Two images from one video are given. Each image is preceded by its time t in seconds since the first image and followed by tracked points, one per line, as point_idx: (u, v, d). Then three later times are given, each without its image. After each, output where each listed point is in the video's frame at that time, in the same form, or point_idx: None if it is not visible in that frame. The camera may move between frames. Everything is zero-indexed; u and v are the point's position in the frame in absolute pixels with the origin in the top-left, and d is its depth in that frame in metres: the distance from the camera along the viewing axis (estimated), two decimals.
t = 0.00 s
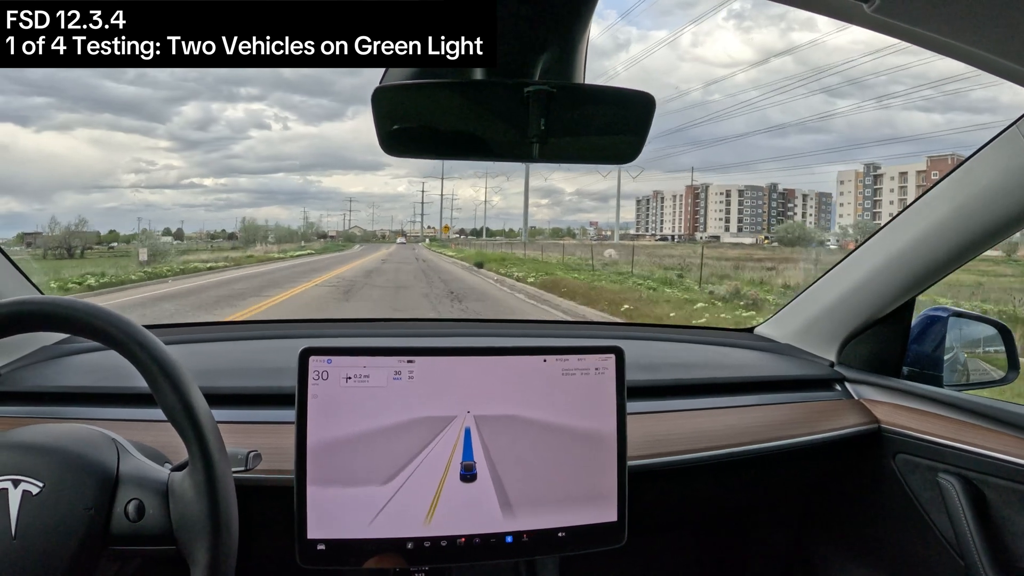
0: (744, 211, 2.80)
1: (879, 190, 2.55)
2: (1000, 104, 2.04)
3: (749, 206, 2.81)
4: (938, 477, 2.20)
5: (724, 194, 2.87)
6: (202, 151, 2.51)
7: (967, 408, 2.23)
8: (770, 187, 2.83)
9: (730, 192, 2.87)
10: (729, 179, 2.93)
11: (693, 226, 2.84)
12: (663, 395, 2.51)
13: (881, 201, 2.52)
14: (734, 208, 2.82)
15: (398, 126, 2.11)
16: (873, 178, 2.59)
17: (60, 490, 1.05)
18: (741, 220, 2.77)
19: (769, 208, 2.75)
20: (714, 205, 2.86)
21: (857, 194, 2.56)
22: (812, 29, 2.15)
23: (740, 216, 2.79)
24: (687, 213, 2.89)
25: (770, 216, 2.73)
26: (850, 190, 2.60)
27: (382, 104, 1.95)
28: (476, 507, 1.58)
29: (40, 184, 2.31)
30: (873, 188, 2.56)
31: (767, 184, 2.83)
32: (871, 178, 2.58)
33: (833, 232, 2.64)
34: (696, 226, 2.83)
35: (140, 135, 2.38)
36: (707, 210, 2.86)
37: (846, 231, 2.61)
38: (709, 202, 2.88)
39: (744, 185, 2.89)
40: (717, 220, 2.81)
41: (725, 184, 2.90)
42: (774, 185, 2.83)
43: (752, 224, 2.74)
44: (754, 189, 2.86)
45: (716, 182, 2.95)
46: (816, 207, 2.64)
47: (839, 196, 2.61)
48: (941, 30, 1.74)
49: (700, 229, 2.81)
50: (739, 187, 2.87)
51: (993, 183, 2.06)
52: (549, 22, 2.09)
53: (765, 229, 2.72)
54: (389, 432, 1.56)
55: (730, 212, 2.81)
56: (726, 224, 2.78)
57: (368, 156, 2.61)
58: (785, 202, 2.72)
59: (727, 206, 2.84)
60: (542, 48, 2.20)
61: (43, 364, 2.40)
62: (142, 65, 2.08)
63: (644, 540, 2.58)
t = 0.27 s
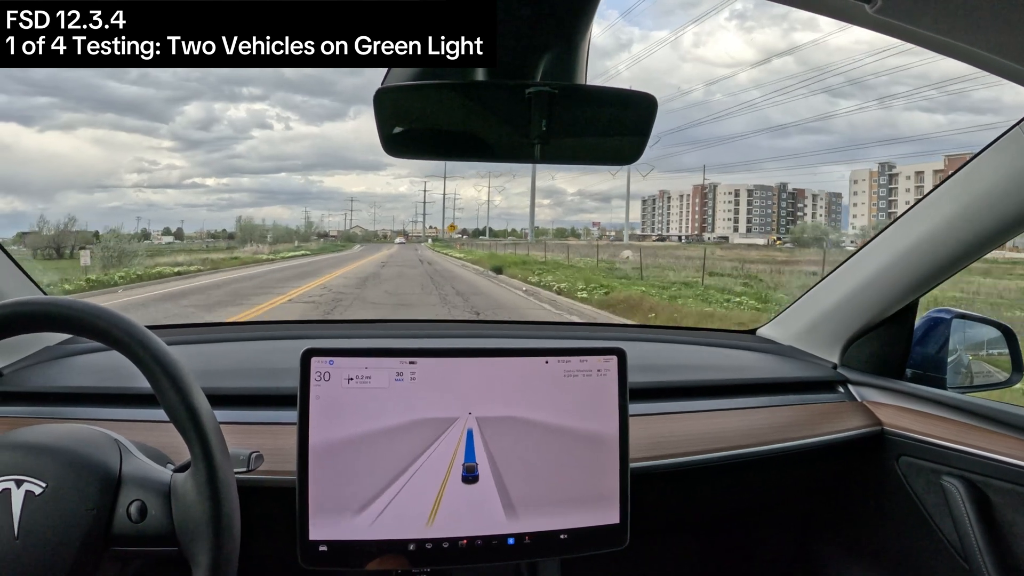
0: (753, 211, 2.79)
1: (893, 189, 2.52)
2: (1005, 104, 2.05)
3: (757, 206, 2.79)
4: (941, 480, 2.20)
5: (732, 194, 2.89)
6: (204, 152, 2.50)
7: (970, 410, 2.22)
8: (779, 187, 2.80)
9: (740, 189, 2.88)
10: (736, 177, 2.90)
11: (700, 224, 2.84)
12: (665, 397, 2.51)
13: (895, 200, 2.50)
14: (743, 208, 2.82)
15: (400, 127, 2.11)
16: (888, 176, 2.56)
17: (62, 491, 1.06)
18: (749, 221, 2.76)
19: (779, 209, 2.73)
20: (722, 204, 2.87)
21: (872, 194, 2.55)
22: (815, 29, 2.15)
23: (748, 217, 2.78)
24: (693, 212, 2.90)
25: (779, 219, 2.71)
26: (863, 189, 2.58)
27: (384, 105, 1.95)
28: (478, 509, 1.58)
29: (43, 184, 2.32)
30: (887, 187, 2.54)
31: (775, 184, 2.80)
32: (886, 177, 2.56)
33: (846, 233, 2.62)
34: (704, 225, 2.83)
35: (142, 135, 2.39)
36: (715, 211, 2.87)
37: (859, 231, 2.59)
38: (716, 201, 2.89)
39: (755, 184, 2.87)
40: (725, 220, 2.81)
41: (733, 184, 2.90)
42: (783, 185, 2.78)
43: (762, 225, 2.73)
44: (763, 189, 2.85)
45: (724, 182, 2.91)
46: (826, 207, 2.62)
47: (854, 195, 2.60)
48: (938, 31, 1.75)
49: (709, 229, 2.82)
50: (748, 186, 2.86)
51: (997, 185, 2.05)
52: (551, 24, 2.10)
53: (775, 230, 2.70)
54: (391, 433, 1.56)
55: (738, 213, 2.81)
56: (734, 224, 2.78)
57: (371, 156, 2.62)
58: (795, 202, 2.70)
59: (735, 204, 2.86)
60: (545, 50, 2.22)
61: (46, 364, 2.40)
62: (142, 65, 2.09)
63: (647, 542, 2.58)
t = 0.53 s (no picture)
0: (761, 212, 2.76)
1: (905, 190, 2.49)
2: (1008, 104, 2.03)
3: (766, 206, 2.77)
4: (944, 482, 2.19)
5: (740, 194, 2.84)
6: (205, 152, 2.51)
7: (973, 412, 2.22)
8: (787, 187, 2.78)
9: (747, 190, 2.83)
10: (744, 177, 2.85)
11: (706, 226, 2.83)
12: (668, 398, 2.51)
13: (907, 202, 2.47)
14: (750, 209, 2.79)
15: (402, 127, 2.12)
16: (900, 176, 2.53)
17: (66, 492, 1.06)
18: (757, 221, 2.76)
19: (787, 209, 2.71)
20: (730, 205, 2.83)
21: (884, 194, 2.54)
22: (817, 29, 2.15)
23: (756, 216, 2.76)
24: (700, 214, 2.87)
25: (787, 220, 2.69)
26: (875, 190, 2.56)
27: (387, 105, 1.95)
28: (480, 510, 1.58)
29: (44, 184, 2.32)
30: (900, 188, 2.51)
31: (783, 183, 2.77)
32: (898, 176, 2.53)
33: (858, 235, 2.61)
34: (710, 227, 2.82)
35: (144, 135, 2.39)
36: (722, 211, 2.84)
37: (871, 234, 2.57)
38: (723, 202, 2.85)
39: (764, 183, 2.82)
40: (732, 221, 2.80)
41: (741, 183, 2.85)
42: (792, 185, 2.76)
43: (770, 227, 2.72)
44: (771, 188, 2.82)
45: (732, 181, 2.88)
46: (835, 207, 2.62)
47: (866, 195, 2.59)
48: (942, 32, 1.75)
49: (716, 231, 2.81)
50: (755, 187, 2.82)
51: (1000, 186, 2.05)
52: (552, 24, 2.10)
53: (783, 233, 2.68)
54: (394, 434, 1.56)
55: (746, 213, 2.79)
56: (742, 225, 2.78)
57: (372, 156, 2.65)
58: (803, 203, 2.69)
59: (742, 206, 2.81)
60: (546, 50, 2.23)
61: (49, 364, 2.41)
62: (142, 66, 2.09)
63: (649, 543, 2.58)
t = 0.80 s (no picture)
0: (771, 211, 2.75)
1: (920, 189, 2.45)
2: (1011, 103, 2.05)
3: (775, 206, 2.75)
4: (948, 483, 2.18)
5: (749, 193, 2.85)
6: (207, 152, 2.51)
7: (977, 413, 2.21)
8: (797, 186, 2.77)
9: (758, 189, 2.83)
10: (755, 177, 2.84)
11: (715, 226, 2.82)
12: (670, 399, 2.51)
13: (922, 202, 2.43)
14: (760, 208, 2.78)
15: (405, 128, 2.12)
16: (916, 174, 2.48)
17: (69, 492, 1.06)
18: (767, 221, 2.75)
19: (798, 208, 2.72)
20: (739, 204, 2.85)
21: (899, 193, 2.49)
22: (818, 29, 2.15)
23: (766, 216, 2.76)
24: (709, 213, 2.88)
25: (797, 218, 2.70)
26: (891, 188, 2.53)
27: (390, 106, 1.95)
28: (483, 511, 1.58)
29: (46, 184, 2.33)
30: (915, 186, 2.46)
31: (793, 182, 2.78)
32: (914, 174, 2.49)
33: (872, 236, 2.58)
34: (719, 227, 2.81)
35: (146, 135, 2.39)
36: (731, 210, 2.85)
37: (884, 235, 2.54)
38: (733, 201, 2.87)
39: (773, 182, 2.82)
40: (742, 220, 2.79)
41: (752, 182, 2.85)
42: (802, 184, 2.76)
43: (780, 225, 2.72)
44: (781, 186, 2.81)
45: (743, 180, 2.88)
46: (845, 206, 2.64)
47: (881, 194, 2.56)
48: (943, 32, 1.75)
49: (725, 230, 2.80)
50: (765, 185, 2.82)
51: (1003, 187, 2.04)
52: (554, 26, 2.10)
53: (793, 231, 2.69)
54: (397, 435, 1.56)
55: (756, 213, 2.78)
56: (751, 225, 2.77)
57: (375, 156, 2.63)
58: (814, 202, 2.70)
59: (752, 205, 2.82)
60: (549, 52, 2.22)
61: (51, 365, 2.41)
62: (143, 65, 2.10)
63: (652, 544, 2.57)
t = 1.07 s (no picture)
0: (779, 211, 2.74)
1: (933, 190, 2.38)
2: (1013, 104, 2.05)
3: (783, 205, 2.75)
4: (950, 483, 2.18)
5: (756, 193, 2.84)
6: (208, 152, 2.51)
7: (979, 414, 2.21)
8: (804, 186, 2.75)
9: (764, 190, 2.82)
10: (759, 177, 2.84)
11: (722, 227, 2.80)
12: (672, 399, 2.50)
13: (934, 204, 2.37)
14: (767, 208, 2.78)
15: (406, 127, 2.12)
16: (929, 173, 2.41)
17: (70, 493, 1.06)
18: (774, 221, 2.72)
19: (806, 208, 2.69)
20: (745, 205, 2.84)
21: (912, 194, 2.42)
22: (819, 28, 2.15)
23: (774, 216, 2.74)
24: (716, 214, 2.88)
25: (805, 222, 2.67)
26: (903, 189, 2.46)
27: (392, 104, 1.95)
28: (485, 512, 1.58)
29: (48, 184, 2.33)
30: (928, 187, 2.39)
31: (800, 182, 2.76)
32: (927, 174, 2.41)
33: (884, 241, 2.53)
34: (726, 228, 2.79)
35: (147, 135, 2.39)
36: (738, 210, 2.84)
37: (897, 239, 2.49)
38: (740, 201, 2.86)
39: (780, 182, 2.80)
40: (749, 222, 2.78)
41: (758, 183, 2.84)
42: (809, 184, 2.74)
43: (788, 226, 2.68)
44: (788, 187, 2.79)
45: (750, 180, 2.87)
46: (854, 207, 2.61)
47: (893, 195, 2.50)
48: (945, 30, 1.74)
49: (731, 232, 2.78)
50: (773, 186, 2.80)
51: (1005, 187, 2.04)
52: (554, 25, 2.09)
53: (800, 233, 2.66)
54: (399, 435, 1.56)
55: (763, 213, 2.78)
56: (759, 226, 2.75)
57: (376, 157, 2.67)
58: (822, 202, 2.66)
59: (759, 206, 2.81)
60: (547, 51, 2.19)
61: (54, 364, 2.41)
62: (143, 65, 2.10)
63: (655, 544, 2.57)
